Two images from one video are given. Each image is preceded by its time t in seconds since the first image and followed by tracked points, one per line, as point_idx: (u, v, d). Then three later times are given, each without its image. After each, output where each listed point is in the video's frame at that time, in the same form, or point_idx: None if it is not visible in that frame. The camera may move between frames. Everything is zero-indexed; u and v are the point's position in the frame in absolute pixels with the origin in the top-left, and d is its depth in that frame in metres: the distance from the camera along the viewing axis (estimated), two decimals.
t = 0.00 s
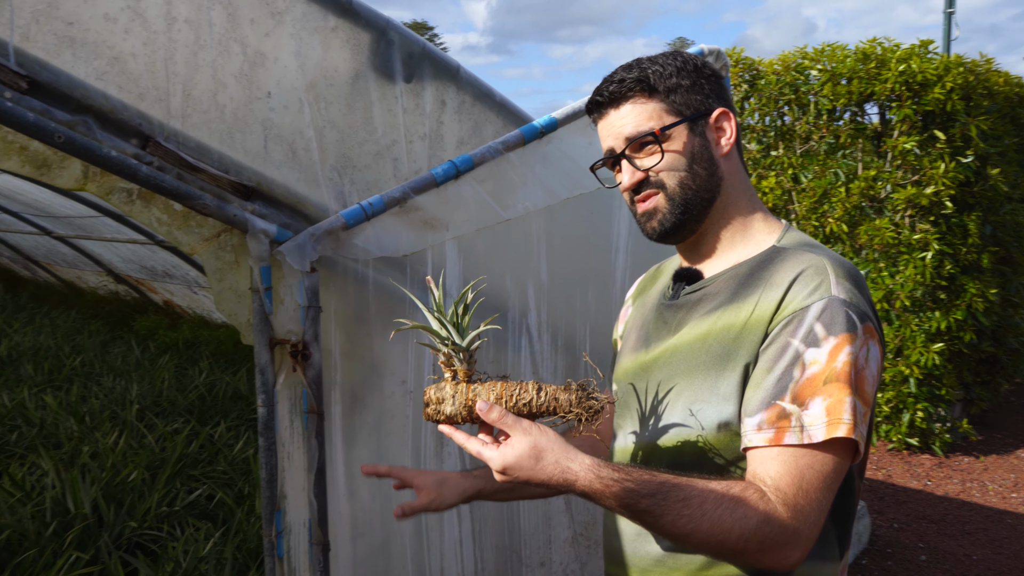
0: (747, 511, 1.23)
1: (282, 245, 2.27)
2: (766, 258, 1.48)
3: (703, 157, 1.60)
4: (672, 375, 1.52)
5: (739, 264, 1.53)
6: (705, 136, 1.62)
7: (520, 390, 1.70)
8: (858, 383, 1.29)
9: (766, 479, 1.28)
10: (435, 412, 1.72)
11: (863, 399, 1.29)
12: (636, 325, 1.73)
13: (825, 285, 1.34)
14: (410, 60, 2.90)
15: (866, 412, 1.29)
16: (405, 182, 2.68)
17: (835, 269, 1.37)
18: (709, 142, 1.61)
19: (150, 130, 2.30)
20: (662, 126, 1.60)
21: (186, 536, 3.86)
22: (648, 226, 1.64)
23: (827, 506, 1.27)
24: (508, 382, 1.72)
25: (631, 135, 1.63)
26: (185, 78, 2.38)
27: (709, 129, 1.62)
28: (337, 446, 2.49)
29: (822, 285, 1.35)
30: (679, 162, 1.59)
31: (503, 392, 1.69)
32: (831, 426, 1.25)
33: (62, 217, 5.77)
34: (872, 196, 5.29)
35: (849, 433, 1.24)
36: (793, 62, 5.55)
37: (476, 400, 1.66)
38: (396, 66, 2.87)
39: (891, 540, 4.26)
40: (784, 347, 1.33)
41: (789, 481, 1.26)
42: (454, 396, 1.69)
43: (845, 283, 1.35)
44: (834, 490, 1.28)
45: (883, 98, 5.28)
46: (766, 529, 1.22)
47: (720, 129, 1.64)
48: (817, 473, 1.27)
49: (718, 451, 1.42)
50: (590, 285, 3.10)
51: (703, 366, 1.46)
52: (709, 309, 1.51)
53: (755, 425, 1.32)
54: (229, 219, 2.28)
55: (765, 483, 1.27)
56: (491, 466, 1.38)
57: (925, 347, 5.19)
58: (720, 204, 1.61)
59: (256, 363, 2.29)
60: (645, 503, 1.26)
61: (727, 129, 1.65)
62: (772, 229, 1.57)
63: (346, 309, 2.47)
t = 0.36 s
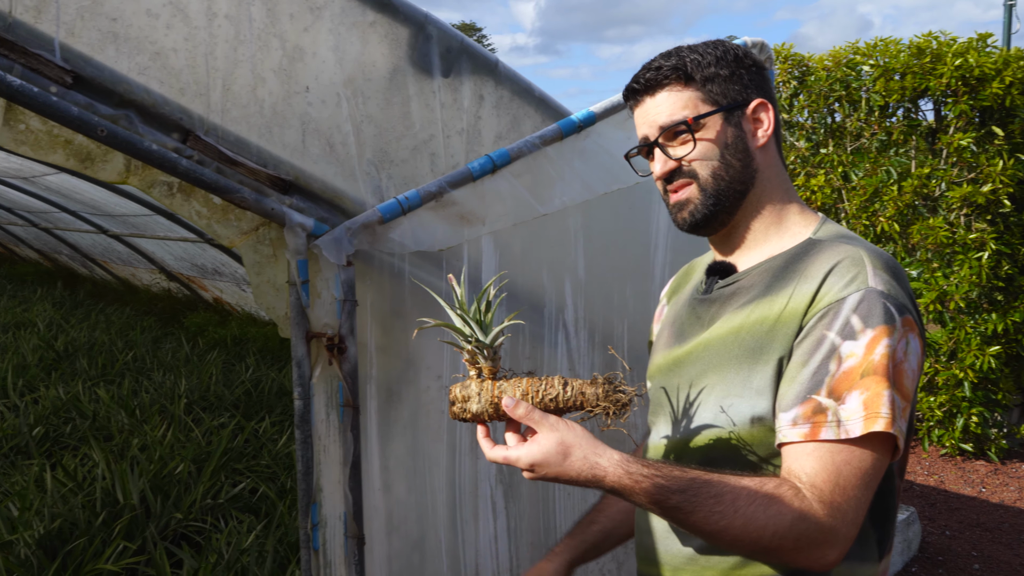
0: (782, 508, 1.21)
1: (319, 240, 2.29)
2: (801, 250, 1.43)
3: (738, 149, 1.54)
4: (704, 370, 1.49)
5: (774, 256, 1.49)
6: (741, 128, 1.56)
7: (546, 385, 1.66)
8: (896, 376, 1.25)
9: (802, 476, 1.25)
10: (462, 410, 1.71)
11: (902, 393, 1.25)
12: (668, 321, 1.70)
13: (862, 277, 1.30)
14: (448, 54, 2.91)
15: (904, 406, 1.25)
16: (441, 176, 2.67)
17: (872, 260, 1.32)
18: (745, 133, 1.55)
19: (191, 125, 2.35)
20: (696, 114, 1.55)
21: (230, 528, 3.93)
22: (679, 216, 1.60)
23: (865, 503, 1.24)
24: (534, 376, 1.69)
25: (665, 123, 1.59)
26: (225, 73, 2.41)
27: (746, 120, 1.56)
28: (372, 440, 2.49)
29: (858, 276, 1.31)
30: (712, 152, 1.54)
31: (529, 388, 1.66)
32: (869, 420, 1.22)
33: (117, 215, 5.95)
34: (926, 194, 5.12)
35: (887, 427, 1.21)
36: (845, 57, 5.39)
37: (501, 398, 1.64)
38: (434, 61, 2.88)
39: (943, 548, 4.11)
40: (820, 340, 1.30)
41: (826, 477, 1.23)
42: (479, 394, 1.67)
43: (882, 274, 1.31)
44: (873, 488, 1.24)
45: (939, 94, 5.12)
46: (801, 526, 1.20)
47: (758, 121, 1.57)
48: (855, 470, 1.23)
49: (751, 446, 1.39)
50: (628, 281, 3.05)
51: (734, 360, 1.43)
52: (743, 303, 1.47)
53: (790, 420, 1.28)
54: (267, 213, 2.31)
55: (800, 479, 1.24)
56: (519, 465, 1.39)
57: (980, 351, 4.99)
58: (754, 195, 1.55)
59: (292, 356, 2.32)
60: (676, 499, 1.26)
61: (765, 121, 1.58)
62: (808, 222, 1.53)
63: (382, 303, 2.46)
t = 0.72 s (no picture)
0: (786, 507, 1.29)
1: (336, 239, 2.29)
2: (811, 249, 1.54)
3: (747, 147, 1.61)
4: (715, 369, 1.61)
5: (783, 257, 1.59)
6: (748, 126, 1.62)
7: (554, 382, 1.65)
8: (902, 373, 1.35)
9: (808, 475, 1.33)
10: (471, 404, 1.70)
11: (905, 390, 1.34)
12: (684, 324, 1.81)
13: (868, 274, 1.40)
14: (466, 54, 2.91)
15: (909, 404, 1.34)
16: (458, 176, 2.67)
17: (879, 259, 1.43)
18: (753, 131, 1.61)
19: (210, 125, 2.35)
20: (704, 115, 1.62)
21: (247, 525, 3.97)
22: (690, 215, 1.67)
23: (873, 500, 1.32)
24: (543, 372, 1.68)
25: (674, 125, 1.66)
26: (244, 73, 2.42)
27: (753, 119, 1.62)
28: (388, 439, 2.50)
29: (864, 273, 1.41)
30: (720, 151, 1.61)
31: (537, 384, 1.64)
32: (873, 418, 1.31)
33: (138, 214, 6.02)
34: (945, 193, 5.06)
35: (891, 424, 1.30)
36: (863, 55, 5.34)
37: (510, 392, 1.62)
38: (451, 60, 2.88)
39: (961, 550, 4.06)
40: (826, 338, 1.40)
41: (832, 477, 1.31)
42: (488, 388, 1.66)
43: (889, 271, 1.41)
44: (880, 486, 1.32)
45: (958, 92, 5.06)
46: (806, 525, 1.28)
47: (766, 120, 1.63)
48: (861, 469, 1.32)
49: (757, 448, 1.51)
50: (645, 281, 3.03)
51: (744, 358, 1.56)
52: (753, 303, 1.59)
53: (797, 418, 1.39)
54: (284, 213, 2.31)
55: (806, 478, 1.33)
56: (525, 460, 1.47)
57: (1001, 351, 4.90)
58: (764, 194, 1.61)
59: (309, 355, 2.32)
60: (680, 497, 1.34)
61: (773, 120, 1.64)
62: (819, 221, 1.61)
63: (399, 303, 2.47)
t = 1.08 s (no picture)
0: (775, 520, 1.31)
1: (344, 243, 2.31)
2: (811, 257, 1.53)
3: (741, 163, 1.59)
4: (713, 376, 1.62)
5: (782, 264, 1.58)
6: (744, 140, 1.59)
7: (544, 396, 1.80)
8: (898, 387, 1.34)
9: (801, 487, 1.34)
10: (464, 414, 1.89)
11: (901, 402, 1.33)
12: (685, 326, 1.82)
13: (867, 284, 1.39)
14: (476, 58, 2.93)
15: (906, 418, 1.33)
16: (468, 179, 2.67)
17: (879, 268, 1.41)
18: (748, 145, 1.59)
19: (219, 131, 2.39)
20: (695, 133, 1.61)
21: (264, 524, 4.01)
22: (688, 231, 1.69)
23: (867, 513, 1.32)
24: (535, 387, 1.83)
25: (667, 142, 1.67)
26: (253, 79, 2.45)
27: (749, 132, 1.59)
28: (396, 440, 2.51)
29: (863, 284, 1.40)
30: (712, 170, 1.61)
31: (527, 398, 1.80)
32: (867, 431, 1.30)
33: (165, 215, 6.12)
34: (975, 195, 4.98)
35: (884, 438, 1.29)
36: (891, 54, 5.28)
37: (499, 404, 1.80)
38: (461, 65, 2.90)
39: (987, 560, 3.99)
40: (823, 348, 1.39)
41: (825, 489, 1.32)
42: (480, 400, 1.84)
43: (888, 282, 1.39)
44: (875, 500, 1.32)
45: (988, 91, 4.96)
46: (796, 538, 1.30)
47: (762, 132, 1.60)
48: (855, 481, 1.32)
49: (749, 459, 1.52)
50: (655, 285, 3.02)
51: (740, 366, 1.55)
52: (751, 309, 1.58)
53: (792, 429, 1.39)
54: (293, 217, 2.36)
55: (799, 490, 1.34)
56: (517, 471, 1.56)
57: None
58: (760, 207, 1.61)
59: (317, 357, 2.35)
60: (670, 510, 1.39)
61: (770, 130, 1.60)
62: (822, 230, 1.59)
63: (407, 306, 2.48)
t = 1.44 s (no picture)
0: (787, 522, 1.29)
1: (363, 243, 2.33)
2: (824, 257, 1.51)
3: (751, 167, 1.58)
4: (723, 376, 1.61)
5: (795, 264, 1.57)
6: (753, 143, 1.58)
7: (556, 397, 1.82)
8: (912, 389, 1.32)
9: (814, 491, 1.32)
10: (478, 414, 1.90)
11: (914, 405, 1.31)
12: (698, 325, 1.81)
13: (880, 285, 1.37)
14: (496, 60, 2.94)
15: (920, 420, 1.31)
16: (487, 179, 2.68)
17: (892, 269, 1.39)
18: (757, 148, 1.58)
19: (241, 132, 2.43)
20: (703, 137, 1.60)
21: (291, 520, 4.06)
22: (700, 235, 1.68)
23: (881, 517, 1.30)
24: (547, 388, 1.85)
25: (675, 146, 1.65)
26: (275, 82, 2.49)
27: (758, 135, 1.58)
28: (415, 438, 2.52)
29: (876, 285, 1.37)
30: (722, 174, 1.60)
31: (540, 398, 1.82)
32: (880, 434, 1.28)
33: (200, 216, 6.23)
34: (1013, 195, 4.85)
35: (897, 442, 1.27)
36: (928, 53, 5.18)
37: (513, 404, 1.81)
38: (481, 66, 2.92)
39: None
40: (836, 350, 1.37)
41: (838, 493, 1.30)
42: (494, 400, 1.85)
43: (902, 283, 1.37)
44: (890, 503, 1.30)
45: None
46: (808, 541, 1.28)
47: (772, 134, 1.58)
48: (869, 484, 1.30)
49: (760, 461, 1.51)
50: (677, 285, 3.00)
51: (751, 367, 1.54)
52: (762, 310, 1.57)
53: (804, 431, 1.37)
54: (314, 217, 2.39)
55: (811, 493, 1.32)
56: (529, 471, 1.57)
57: None
58: (772, 211, 1.59)
59: (337, 356, 2.39)
60: (680, 510, 1.38)
61: (780, 133, 1.58)
62: (835, 230, 1.57)
63: (426, 305, 2.49)
